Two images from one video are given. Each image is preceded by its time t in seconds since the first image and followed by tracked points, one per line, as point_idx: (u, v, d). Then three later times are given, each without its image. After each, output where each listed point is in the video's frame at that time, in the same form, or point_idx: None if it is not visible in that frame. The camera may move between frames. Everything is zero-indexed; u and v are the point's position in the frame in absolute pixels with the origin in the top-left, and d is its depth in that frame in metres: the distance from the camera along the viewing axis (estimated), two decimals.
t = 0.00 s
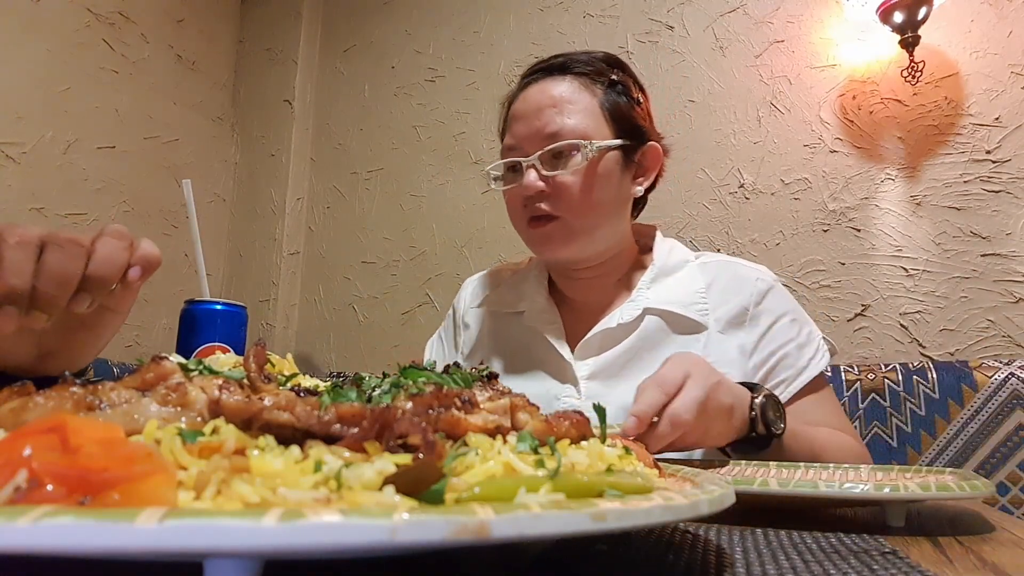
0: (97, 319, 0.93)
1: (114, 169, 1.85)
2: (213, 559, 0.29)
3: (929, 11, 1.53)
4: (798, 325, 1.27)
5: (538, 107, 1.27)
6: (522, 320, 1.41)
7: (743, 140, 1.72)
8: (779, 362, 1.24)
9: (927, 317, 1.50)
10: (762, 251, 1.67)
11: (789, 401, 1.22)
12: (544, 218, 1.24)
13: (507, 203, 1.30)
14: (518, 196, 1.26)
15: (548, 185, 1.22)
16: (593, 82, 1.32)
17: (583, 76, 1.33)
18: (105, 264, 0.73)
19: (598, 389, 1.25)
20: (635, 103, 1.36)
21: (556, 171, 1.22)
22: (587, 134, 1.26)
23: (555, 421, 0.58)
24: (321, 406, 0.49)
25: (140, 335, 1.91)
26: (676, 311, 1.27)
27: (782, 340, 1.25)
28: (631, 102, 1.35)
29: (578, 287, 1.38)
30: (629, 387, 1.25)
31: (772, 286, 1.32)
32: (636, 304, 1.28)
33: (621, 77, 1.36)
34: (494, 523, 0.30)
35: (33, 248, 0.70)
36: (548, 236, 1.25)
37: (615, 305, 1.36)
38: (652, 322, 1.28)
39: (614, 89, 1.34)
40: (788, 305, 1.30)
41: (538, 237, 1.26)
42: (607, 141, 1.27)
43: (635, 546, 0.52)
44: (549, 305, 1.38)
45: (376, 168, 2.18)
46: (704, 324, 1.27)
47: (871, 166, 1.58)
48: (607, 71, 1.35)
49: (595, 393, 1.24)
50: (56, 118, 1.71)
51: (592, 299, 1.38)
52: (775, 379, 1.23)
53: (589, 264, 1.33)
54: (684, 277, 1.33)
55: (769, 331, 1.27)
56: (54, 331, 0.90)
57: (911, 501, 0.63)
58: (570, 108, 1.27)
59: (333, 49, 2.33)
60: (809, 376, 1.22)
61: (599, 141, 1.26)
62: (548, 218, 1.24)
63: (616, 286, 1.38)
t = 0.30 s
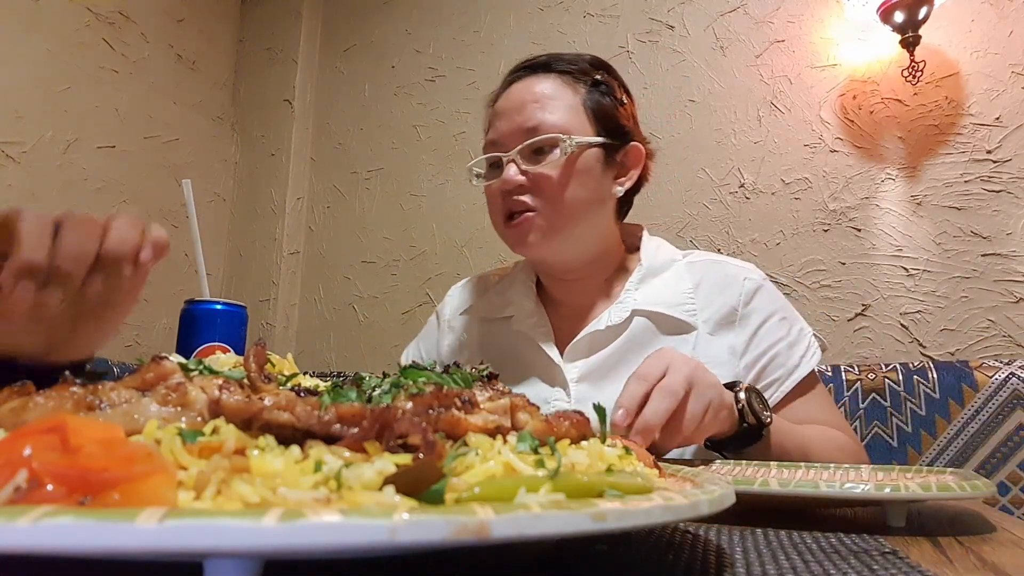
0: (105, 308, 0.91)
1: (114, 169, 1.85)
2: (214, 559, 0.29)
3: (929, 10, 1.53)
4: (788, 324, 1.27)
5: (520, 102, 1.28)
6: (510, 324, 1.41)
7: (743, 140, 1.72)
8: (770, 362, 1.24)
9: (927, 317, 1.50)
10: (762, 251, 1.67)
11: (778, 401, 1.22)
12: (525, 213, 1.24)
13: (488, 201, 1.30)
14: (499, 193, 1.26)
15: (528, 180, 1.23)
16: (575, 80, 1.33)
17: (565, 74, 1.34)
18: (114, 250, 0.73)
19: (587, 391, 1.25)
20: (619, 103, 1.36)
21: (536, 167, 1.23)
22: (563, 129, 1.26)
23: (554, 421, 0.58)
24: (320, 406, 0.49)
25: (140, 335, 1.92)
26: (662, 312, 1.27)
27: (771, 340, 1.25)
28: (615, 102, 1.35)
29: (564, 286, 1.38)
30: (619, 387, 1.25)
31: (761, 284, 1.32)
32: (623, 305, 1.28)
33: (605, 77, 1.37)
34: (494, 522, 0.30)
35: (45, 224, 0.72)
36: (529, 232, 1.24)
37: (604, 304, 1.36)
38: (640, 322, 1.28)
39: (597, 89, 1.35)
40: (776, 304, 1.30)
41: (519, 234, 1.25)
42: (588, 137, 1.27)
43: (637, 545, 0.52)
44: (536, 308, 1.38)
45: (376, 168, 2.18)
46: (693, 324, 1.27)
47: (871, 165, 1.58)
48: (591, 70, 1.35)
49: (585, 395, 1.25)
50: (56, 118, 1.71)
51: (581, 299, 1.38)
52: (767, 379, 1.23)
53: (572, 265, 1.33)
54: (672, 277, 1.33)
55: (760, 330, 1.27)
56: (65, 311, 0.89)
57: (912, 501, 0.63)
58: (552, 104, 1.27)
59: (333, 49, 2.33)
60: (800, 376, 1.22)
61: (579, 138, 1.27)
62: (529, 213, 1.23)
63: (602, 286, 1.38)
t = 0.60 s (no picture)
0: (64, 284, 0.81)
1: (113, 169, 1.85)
2: (213, 559, 0.29)
3: (929, 11, 1.53)
4: (782, 319, 1.27)
5: (500, 107, 1.27)
6: (500, 330, 1.40)
7: (743, 140, 1.72)
8: (768, 357, 1.23)
9: (927, 316, 1.50)
10: (762, 251, 1.67)
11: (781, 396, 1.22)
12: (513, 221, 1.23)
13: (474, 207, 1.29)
14: (485, 200, 1.25)
15: (513, 186, 1.21)
16: (555, 81, 1.33)
17: (544, 75, 1.33)
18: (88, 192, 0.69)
19: (582, 396, 1.25)
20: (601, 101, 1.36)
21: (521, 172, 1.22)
22: (545, 132, 1.26)
23: (554, 421, 0.58)
24: (320, 406, 0.49)
25: (140, 335, 1.92)
26: (655, 313, 1.27)
27: (767, 335, 1.25)
28: (597, 101, 1.35)
29: (554, 287, 1.38)
30: (613, 391, 1.25)
31: (752, 281, 1.33)
32: (616, 307, 1.28)
33: (586, 75, 1.37)
34: (494, 522, 0.30)
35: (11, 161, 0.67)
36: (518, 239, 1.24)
37: (596, 305, 1.36)
38: (632, 325, 1.28)
39: (578, 88, 1.35)
40: (768, 300, 1.31)
41: (507, 241, 1.25)
42: (572, 139, 1.27)
43: (638, 545, 0.52)
44: (526, 313, 1.38)
45: (376, 168, 2.18)
46: (686, 323, 1.27)
47: (871, 165, 1.58)
48: (570, 69, 1.35)
49: (580, 400, 1.25)
50: (56, 118, 1.71)
51: (571, 300, 1.38)
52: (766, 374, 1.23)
53: (561, 265, 1.33)
54: (663, 277, 1.33)
55: (755, 326, 1.27)
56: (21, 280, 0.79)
57: (912, 501, 0.63)
58: (533, 108, 1.27)
59: (333, 49, 2.33)
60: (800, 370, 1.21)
61: (563, 140, 1.26)
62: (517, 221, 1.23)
63: (592, 286, 1.38)
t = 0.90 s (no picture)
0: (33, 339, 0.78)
1: (113, 163, 1.85)
2: (214, 554, 0.29)
3: (931, 4, 1.52)
4: (779, 329, 1.29)
5: (488, 105, 1.26)
6: (496, 326, 1.40)
7: (744, 135, 1.72)
8: (770, 368, 1.25)
9: (928, 312, 1.50)
10: (762, 246, 1.66)
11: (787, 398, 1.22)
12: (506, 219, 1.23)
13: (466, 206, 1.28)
14: (476, 199, 1.25)
15: (504, 184, 1.21)
16: (543, 73, 1.32)
17: (532, 68, 1.33)
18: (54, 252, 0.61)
19: (577, 394, 1.25)
20: (590, 93, 1.36)
21: (512, 171, 1.22)
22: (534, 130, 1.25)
23: (554, 416, 0.58)
24: (321, 401, 0.49)
25: (141, 330, 1.92)
26: (652, 312, 1.27)
27: (768, 346, 1.27)
28: (587, 93, 1.35)
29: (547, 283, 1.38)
30: (608, 389, 1.25)
31: (753, 287, 1.32)
32: (612, 305, 1.28)
33: (574, 67, 1.36)
34: (494, 517, 0.30)
35: None
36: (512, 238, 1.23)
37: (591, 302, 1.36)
38: (629, 323, 1.27)
39: (568, 80, 1.34)
40: (769, 308, 1.32)
41: (500, 240, 1.25)
42: (563, 135, 1.27)
43: (638, 539, 0.52)
44: (521, 309, 1.37)
45: (376, 163, 2.18)
46: (683, 323, 1.27)
47: (872, 160, 1.58)
48: (559, 61, 1.35)
49: (575, 398, 1.25)
50: (56, 112, 1.71)
51: (566, 298, 1.38)
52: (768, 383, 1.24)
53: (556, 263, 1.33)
54: (660, 274, 1.33)
55: (757, 336, 1.29)
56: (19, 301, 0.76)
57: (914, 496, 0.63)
58: (521, 104, 1.26)
59: (333, 44, 2.32)
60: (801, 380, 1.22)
61: (554, 137, 1.26)
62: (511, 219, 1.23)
63: (586, 283, 1.38)
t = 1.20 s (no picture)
0: (29, 349, 0.70)
1: (114, 169, 1.86)
2: (215, 560, 0.29)
3: (929, 11, 1.53)
4: (794, 339, 1.31)
5: (501, 109, 1.26)
6: (502, 330, 1.40)
7: (743, 141, 1.72)
8: (786, 380, 1.27)
9: (927, 317, 1.50)
10: (762, 252, 1.67)
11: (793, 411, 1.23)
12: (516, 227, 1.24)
13: (476, 211, 1.28)
14: (487, 205, 1.25)
15: (515, 192, 1.22)
16: (558, 78, 1.31)
17: (547, 71, 1.32)
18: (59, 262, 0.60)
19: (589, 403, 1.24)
20: (604, 96, 1.36)
21: (524, 177, 1.22)
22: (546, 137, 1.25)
23: (554, 422, 0.58)
24: (321, 407, 0.50)
25: (141, 335, 1.92)
26: (664, 321, 1.27)
27: (783, 358, 1.29)
28: (600, 97, 1.35)
29: (557, 289, 1.38)
30: (617, 399, 1.25)
31: (767, 295, 1.33)
32: (624, 314, 1.27)
33: (589, 70, 1.36)
34: (494, 523, 0.30)
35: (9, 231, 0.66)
36: (522, 245, 1.24)
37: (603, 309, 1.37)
38: (642, 332, 1.27)
39: (583, 83, 1.34)
40: (781, 318, 1.33)
41: (510, 247, 1.25)
42: (578, 142, 1.28)
43: (638, 546, 0.52)
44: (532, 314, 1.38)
45: (375, 168, 2.18)
46: (695, 334, 1.28)
47: (870, 166, 1.58)
48: (575, 65, 1.34)
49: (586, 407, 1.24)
50: (56, 118, 1.72)
51: (576, 304, 1.38)
52: (787, 392, 1.26)
53: (566, 269, 1.33)
54: (671, 282, 1.32)
55: (770, 347, 1.30)
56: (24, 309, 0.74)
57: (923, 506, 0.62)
58: (534, 110, 1.26)
59: (333, 50, 2.33)
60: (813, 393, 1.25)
61: (568, 144, 1.27)
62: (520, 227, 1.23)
63: (598, 289, 1.38)
